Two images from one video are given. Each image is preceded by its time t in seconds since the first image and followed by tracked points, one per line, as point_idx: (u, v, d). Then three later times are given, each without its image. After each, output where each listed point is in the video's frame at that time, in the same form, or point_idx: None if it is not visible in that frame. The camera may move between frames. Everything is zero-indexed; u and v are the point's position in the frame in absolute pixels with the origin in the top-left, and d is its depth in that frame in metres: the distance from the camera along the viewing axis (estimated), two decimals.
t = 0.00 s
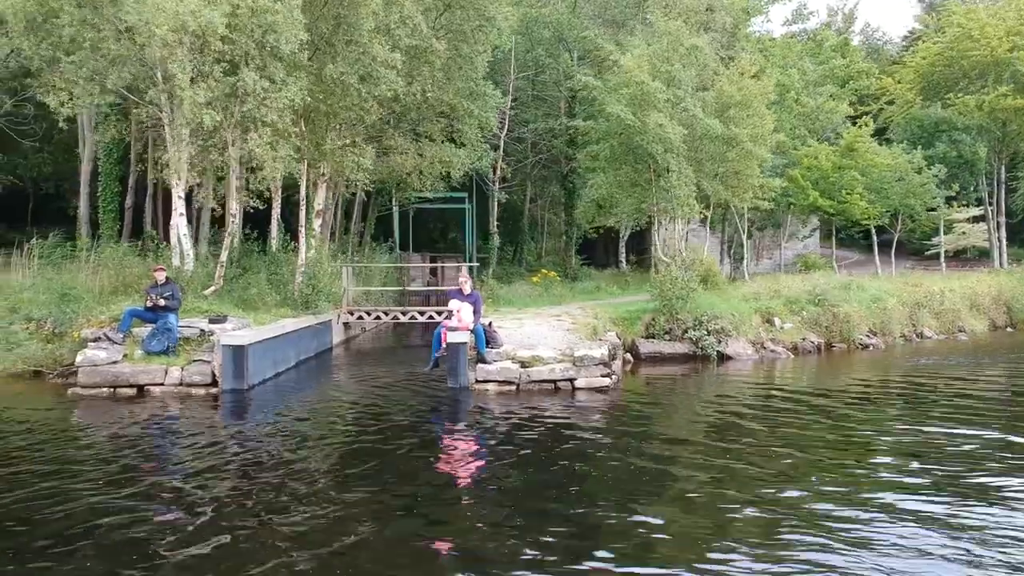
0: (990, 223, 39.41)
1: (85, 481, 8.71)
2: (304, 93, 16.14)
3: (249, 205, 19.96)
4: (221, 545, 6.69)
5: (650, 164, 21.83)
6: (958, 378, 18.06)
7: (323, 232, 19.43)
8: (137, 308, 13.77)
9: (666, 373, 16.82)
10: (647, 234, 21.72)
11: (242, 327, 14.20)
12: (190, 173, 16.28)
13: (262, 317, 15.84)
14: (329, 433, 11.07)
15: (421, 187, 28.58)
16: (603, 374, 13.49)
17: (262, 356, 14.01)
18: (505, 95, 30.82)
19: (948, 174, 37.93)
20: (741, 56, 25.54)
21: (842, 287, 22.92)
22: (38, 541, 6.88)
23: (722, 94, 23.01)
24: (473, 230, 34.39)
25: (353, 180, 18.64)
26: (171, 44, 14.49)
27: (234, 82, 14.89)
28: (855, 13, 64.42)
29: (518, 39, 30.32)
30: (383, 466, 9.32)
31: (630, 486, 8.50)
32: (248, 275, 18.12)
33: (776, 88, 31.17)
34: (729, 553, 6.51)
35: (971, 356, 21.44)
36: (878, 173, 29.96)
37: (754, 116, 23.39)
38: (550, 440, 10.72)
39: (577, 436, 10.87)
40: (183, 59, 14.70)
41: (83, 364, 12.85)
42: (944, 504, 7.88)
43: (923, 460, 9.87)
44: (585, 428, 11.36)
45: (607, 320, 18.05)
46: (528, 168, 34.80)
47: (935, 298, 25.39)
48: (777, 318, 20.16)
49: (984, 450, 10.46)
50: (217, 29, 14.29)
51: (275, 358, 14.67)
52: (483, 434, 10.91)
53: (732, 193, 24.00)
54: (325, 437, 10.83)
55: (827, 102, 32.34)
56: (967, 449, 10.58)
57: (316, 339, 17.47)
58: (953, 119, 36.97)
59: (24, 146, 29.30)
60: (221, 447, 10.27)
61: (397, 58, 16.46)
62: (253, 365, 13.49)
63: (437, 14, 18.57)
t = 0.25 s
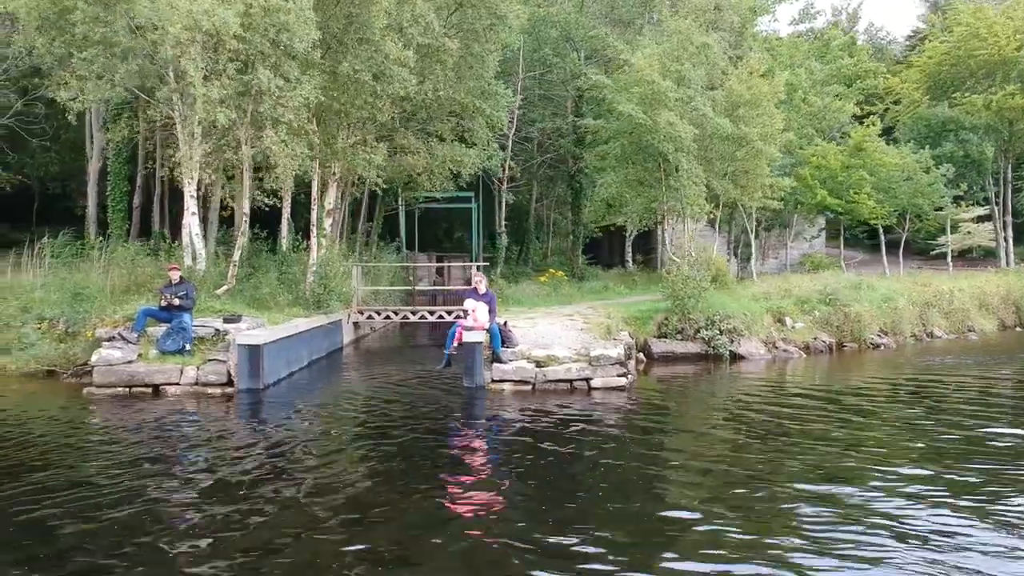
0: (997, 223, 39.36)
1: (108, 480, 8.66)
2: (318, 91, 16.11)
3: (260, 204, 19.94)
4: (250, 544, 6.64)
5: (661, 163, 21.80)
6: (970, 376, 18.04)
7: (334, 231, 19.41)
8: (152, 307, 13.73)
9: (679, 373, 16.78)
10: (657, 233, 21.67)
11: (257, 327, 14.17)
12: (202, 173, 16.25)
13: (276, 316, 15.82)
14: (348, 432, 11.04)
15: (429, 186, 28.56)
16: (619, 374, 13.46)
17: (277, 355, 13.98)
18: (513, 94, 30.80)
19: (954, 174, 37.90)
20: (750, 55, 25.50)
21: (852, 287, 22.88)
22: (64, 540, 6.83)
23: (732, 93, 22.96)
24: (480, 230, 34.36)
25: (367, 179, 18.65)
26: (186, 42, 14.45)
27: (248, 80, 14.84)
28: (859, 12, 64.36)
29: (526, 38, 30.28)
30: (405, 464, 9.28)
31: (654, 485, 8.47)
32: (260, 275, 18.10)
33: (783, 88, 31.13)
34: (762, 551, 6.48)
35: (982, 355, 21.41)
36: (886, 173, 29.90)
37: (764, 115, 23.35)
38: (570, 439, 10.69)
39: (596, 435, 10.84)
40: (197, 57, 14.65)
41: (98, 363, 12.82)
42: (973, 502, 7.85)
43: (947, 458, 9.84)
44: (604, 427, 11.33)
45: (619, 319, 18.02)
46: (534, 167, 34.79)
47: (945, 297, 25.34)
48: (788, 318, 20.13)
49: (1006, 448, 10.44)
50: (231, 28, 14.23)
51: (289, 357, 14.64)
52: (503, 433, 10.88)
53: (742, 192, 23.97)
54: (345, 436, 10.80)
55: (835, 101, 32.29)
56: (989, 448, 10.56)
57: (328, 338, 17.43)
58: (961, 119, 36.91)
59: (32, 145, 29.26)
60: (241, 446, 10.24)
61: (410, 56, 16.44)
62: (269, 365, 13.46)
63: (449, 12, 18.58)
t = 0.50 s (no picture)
0: (1005, 223, 39.27)
1: (132, 480, 8.65)
2: (333, 91, 16.07)
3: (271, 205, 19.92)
4: (280, 545, 6.62)
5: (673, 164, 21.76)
6: (986, 376, 17.96)
7: (346, 232, 19.38)
8: (168, 308, 13.71)
9: (694, 374, 16.73)
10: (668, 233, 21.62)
11: (273, 328, 14.15)
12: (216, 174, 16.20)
13: (290, 317, 15.80)
14: (368, 432, 11.01)
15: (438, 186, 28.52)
16: (637, 375, 13.42)
17: (294, 356, 13.95)
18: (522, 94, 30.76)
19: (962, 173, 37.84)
20: (761, 55, 25.46)
21: (864, 287, 22.83)
22: (93, 541, 6.81)
23: (744, 93, 22.90)
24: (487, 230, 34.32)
25: (380, 179, 18.63)
26: (202, 42, 14.42)
27: (264, 80, 14.80)
28: (863, 12, 64.25)
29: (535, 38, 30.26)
30: (429, 465, 9.26)
31: (681, 484, 8.45)
32: (272, 276, 18.05)
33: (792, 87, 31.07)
34: (794, 551, 6.46)
35: (995, 355, 21.34)
36: (895, 173, 29.84)
37: (775, 115, 23.30)
38: (591, 438, 10.66)
39: (618, 435, 10.81)
40: (213, 57, 14.60)
41: (116, 364, 12.80)
42: (1004, 503, 7.82)
43: (973, 458, 9.80)
44: (623, 427, 11.29)
45: (633, 320, 17.97)
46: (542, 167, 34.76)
47: (956, 298, 25.26)
48: (801, 318, 20.08)
49: None
50: (248, 28, 14.19)
51: (305, 358, 14.61)
52: (522, 434, 10.86)
53: (753, 192, 23.93)
54: (364, 436, 10.78)
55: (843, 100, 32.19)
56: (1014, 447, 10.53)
57: (341, 339, 17.40)
58: (969, 119, 36.85)
59: (40, 145, 29.20)
60: (262, 446, 10.21)
61: (425, 55, 16.42)
62: (286, 366, 13.44)
63: (463, 13, 18.56)
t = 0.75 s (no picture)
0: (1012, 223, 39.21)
1: (156, 481, 8.62)
2: (347, 91, 16.03)
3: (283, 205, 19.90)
4: (310, 546, 6.56)
5: (684, 164, 21.72)
6: (999, 376, 17.92)
7: (358, 232, 19.34)
8: (183, 309, 13.68)
9: (708, 375, 16.68)
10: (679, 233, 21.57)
11: (289, 329, 14.13)
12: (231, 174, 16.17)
13: (304, 317, 15.77)
14: (387, 433, 10.98)
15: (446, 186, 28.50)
16: (655, 376, 13.38)
17: (310, 357, 13.93)
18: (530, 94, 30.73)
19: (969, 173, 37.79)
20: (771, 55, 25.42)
21: (874, 287, 22.79)
22: (124, 542, 6.78)
23: (755, 93, 22.86)
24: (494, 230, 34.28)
25: (392, 179, 18.61)
26: (217, 41, 14.38)
27: (279, 80, 14.76)
28: (867, 13, 64.25)
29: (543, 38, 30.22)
30: (453, 466, 9.23)
31: (708, 486, 8.39)
32: (285, 276, 18.02)
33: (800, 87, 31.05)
34: (831, 553, 6.42)
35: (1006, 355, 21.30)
36: (903, 173, 29.79)
37: (786, 116, 23.26)
38: (612, 439, 10.63)
39: (639, 436, 10.78)
40: (228, 57, 14.56)
41: (132, 365, 12.77)
42: None
43: (998, 458, 9.76)
44: (644, 428, 11.25)
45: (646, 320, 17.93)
46: (549, 167, 34.71)
47: (966, 299, 25.20)
48: (813, 318, 20.04)
49: None
50: (264, 28, 14.16)
51: (320, 359, 14.59)
52: (543, 435, 10.83)
53: (763, 192, 23.89)
54: (384, 437, 10.75)
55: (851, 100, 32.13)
56: None
57: (353, 340, 17.36)
58: (976, 119, 36.82)
59: (48, 145, 29.15)
60: (284, 447, 10.18)
61: (438, 55, 16.39)
62: (303, 367, 13.42)
63: (475, 13, 18.56)
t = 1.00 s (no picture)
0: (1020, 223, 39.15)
1: (184, 481, 8.60)
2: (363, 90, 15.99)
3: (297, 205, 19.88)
4: (346, 548, 6.50)
5: (697, 164, 21.68)
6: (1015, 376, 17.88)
7: (372, 232, 19.31)
8: (201, 310, 13.66)
9: (724, 375, 16.63)
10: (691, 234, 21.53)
11: (307, 330, 14.12)
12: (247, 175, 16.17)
13: (320, 318, 15.75)
14: (410, 433, 10.96)
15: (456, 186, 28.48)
16: (675, 377, 13.33)
17: (329, 358, 13.91)
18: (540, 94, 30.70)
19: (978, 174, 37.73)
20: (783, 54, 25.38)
21: (887, 287, 22.74)
22: (157, 542, 6.75)
23: (768, 93, 22.82)
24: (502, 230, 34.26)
25: (406, 179, 18.59)
26: (234, 40, 14.33)
27: (297, 79, 14.72)
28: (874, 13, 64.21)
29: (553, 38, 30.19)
30: (479, 466, 9.20)
31: (737, 487, 8.32)
32: (299, 276, 17.99)
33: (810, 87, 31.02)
34: (870, 555, 6.40)
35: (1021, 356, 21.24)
36: (914, 173, 29.75)
37: (799, 116, 23.21)
38: (636, 439, 10.59)
39: (663, 436, 10.74)
40: (245, 57, 14.53)
41: (151, 366, 12.74)
42: None
43: None
44: (667, 428, 11.21)
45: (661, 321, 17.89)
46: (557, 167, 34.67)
47: (979, 299, 25.12)
48: (828, 319, 19.99)
49: None
50: (282, 27, 14.12)
51: (337, 359, 14.58)
52: (566, 435, 10.79)
53: (776, 192, 23.84)
54: (408, 437, 10.72)
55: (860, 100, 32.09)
56: None
57: (368, 340, 17.33)
58: (985, 119, 36.77)
59: (57, 145, 29.10)
60: (308, 447, 10.16)
61: (454, 54, 16.35)
62: (322, 368, 13.41)
63: (491, 12, 18.59)
